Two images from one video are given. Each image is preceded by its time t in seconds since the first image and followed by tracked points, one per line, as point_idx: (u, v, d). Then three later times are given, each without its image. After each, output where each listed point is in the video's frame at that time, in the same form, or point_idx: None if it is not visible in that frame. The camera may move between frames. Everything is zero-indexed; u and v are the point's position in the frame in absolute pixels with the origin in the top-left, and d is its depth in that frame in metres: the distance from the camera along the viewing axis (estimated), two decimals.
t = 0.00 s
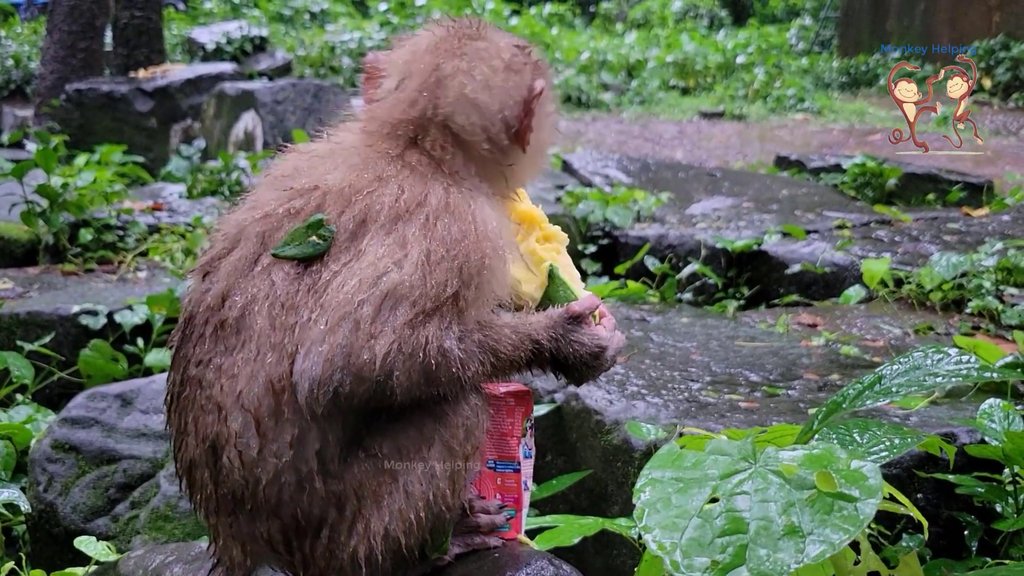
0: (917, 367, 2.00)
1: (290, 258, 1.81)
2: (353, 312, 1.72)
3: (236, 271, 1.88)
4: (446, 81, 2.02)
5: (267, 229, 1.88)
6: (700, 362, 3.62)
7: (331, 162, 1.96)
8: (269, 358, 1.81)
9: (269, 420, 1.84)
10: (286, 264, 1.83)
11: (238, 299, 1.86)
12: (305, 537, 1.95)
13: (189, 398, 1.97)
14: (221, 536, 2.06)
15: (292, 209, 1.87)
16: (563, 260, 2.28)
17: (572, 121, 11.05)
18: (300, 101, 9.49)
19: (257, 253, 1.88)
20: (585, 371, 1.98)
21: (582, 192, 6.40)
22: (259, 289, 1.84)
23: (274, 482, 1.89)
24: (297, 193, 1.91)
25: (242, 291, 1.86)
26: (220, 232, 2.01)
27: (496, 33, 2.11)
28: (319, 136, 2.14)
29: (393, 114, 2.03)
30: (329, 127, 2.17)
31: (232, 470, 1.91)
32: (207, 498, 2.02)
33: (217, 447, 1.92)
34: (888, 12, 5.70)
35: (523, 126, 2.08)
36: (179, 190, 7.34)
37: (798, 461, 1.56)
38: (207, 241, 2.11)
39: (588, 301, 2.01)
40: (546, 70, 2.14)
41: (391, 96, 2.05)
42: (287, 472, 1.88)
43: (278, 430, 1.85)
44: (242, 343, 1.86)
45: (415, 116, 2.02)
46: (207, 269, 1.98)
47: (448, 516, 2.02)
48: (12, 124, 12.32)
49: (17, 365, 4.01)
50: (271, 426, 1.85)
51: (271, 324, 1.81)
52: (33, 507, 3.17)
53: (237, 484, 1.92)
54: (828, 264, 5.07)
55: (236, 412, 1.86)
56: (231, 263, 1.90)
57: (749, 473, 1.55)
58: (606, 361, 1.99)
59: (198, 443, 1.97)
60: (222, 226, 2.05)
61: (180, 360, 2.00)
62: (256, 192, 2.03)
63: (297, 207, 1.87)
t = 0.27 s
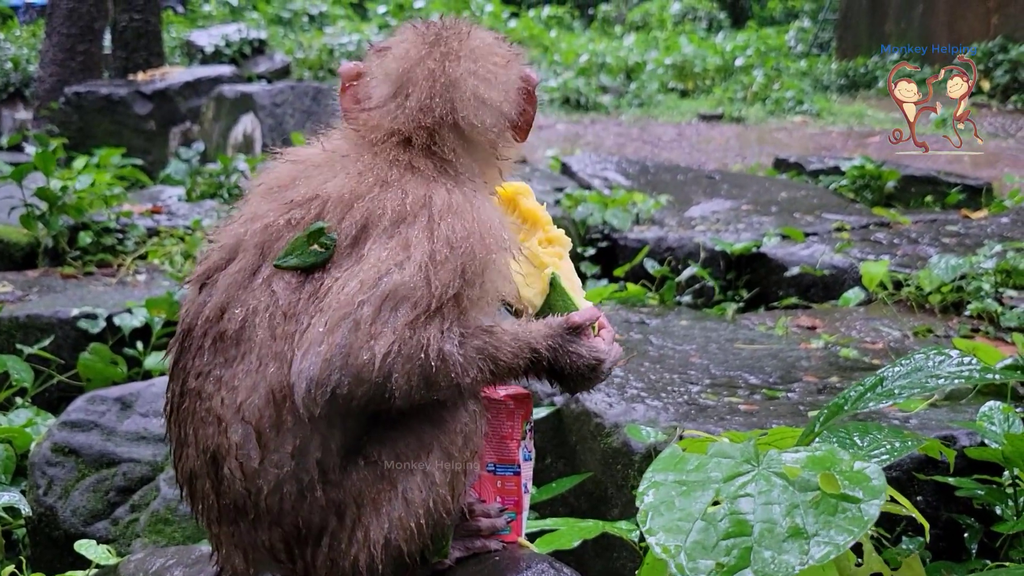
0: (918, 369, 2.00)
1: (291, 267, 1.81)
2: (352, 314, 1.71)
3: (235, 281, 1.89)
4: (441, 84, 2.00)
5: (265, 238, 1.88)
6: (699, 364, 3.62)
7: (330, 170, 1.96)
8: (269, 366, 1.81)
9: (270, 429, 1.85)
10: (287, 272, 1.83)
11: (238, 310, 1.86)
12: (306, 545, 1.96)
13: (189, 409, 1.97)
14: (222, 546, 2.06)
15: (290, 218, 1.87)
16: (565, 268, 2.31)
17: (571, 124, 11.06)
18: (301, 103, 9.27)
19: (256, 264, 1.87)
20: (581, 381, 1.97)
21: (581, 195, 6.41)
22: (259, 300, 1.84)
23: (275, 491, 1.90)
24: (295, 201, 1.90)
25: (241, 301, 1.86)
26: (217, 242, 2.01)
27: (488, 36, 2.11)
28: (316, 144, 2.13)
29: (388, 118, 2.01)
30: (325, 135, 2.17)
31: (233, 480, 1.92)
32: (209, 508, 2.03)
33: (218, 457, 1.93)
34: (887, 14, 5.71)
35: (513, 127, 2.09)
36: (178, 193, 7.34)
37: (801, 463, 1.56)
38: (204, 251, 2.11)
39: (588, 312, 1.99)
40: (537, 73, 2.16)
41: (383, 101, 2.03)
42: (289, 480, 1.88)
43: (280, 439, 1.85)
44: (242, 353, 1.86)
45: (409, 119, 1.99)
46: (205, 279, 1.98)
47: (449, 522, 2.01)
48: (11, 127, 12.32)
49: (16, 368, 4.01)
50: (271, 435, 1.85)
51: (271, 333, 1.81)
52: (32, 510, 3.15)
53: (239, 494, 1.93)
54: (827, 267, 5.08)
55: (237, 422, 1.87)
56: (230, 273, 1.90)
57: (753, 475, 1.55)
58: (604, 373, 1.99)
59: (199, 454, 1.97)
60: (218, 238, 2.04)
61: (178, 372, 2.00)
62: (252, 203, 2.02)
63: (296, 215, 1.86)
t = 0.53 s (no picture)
0: (914, 372, 2.00)
1: (289, 272, 1.82)
2: (348, 315, 1.71)
3: (234, 285, 1.89)
4: (438, 89, 2.00)
5: (263, 242, 1.88)
6: (698, 366, 3.63)
7: (328, 174, 1.96)
8: (267, 370, 1.82)
9: (270, 433, 1.85)
10: (286, 277, 1.83)
11: (236, 315, 1.86)
12: (305, 547, 1.96)
13: (188, 413, 1.97)
14: (222, 549, 2.06)
15: (288, 222, 1.87)
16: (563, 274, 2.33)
17: (569, 126, 11.07)
18: (299, 105, 9.43)
19: (255, 269, 1.88)
20: (576, 386, 1.98)
21: (579, 197, 6.41)
22: (257, 304, 1.84)
23: (275, 493, 1.90)
24: (293, 206, 1.91)
25: (239, 306, 1.87)
26: (215, 247, 2.02)
27: (484, 41, 2.12)
28: (314, 148, 2.14)
29: (384, 123, 2.01)
30: (322, 140, 2.18)
31: (233, 483, 1.92)
32: (208, 511, 2.03)
33: (218, 461, 1.93)
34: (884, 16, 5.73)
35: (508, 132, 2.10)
36: (177, 195, 7.34)
37: (797, 466, 1.56)
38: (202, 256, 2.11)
39: (584, 318, 2.01)
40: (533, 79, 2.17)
41: (379, 105, 2.03)
42: (288, 483, 1.89)
43: (279, 442, 1.86)
44: (241, 357, 1.86)
45: (405, 123, 1.99)
46: (204, 284, 1.98)
47: (447, 525, 2.02)
48: (9, 129, 12.32)
49: (15, 371, 4.01)
50: (270, 438, 1.86)
51: (269, 337, 1.82)
52: (32, 513, 3.15)
53: (239, 496, 1.93)
54: (825, 269, 5.09)
55: (237, 426, 1.87)
56: (228, 277, 1.91)
57: (748, 478, 1.56)
58: (599, 380, 1.99)
59: (199, 457, 1.97)
60: (217, 242, 2.04)
61: (179, 376, 2.00)
62: (251, 208, 2.02)
63: (294, 220, 1.87)
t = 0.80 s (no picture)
0: (915, 372, 2.01)
1: (287, 272, 1.82)
2: (346, 313, 1.71)
3: (231, 285, 1.89)
4: (434, 89, 2.01)
5: (261, 242, 1.88)
6: (697, 367, 3.63)
7: (326, 173, 1.96)
8: (266, 369, 1.82)
9: (269, 432, 1.86)
10: (284, 276, 1.83)
11: (235, 315, 1.86)
12: (305, 546, 1.96)
13: (187, 413, 1.98)
14: (221, 548, 2.06)
15: (286, 222, 1.87)
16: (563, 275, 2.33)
17: (569, 126, 11.07)
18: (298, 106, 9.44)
19: (252, 268, 1.88)
20: (573, 387, 1.98)
21: (579, 198, 6.42)
22: (256, 304, 1.84)
23: (274, 492, 1.90)
24: (291, 205, 1.91)
25: (237, 305, 1.86)
26: (213, 247, 2.02)
27: (480, 41, 2.13)
28: (312, 149, 2.14)
29: (380, 122, 2.01)
30: (320, 141, 2.18)
31: (233, 482, 1.93)
32: (208, 511, 2.03)
33: (218, 460, 1.93)
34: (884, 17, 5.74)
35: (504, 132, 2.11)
36: (176, 195, 7.34)
37: (798, 466, 1.57)
38: (200, 257, 2.11)
39: (582, 320, 2.02)
40: (529, 79, 2.18)
41: (376, 105, 2.03)
42: (287, 481, 1.89)
43: (278, 441, 1.86)
44: (240, 357, 1.86)
45: (402, 123, 1.99)
46: (202, 284, 1.98)
47: (445, 524, 2.02)
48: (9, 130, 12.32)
49: (15, 371, 4.00)
50: (269, 437, 1.86)
51: (268, 336, 1.82)
52: (31, 514, 3.15)
53: (239, 496, 1.94)
54: (825, 269, 5.09)
55: (236, 425, 1.88)
56: (226, 277, 1.91)
57: (750, 478, 1.56)
58: (596, 381, 2.00)
59: (198, 457, 1.98)
60: (215, 241, 2.04)
61: (177, 376, 2.01)
62: (248, 208, 2.02)
63: (291, 219, 1.87)
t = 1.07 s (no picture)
0: (908, 373, 2.01)
1: (278, 273, 1.81)
2: (337, 313, 1.71)
3: (222, 285, 1.89)
4: (424, 88, 2.00)
5: (252, 243, 1.88)
6: (694, 368, 3.63)
7: (317, 173, 1.96)
8: (257, 370, 1.82)
9: (261, 432, 1.85)
10: (274, 277, 1.83)
11: (226, 316, 1.86)
12: (298, 548, 1.96)
13: (179, 414, 1.97)
14: (214, 550, 2.06)
15: (277, 223, 1.87)
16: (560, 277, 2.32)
17: (567, 127, 11.07)
18: (296, 107, 9.36)
19: (243, 269, 1.87)
20: (568, 390, 1.98)
21: (576, 199, 6.41)
22: (247, 305, 1.84)
23: (267, 493, 1.90)
24: (282, 206, 1.90)
25: (228, 305, 1.86)
26: (205, 247, 2.02)
27: (471, 39, 2.12)
28: (304, 149, 2.14)
29: (370, 122, 2.00)
30: (312, 141, 2.18)
31: (225, 483, 1.93)
32: (201, 512, 2.03)
33: (210, 461, 1.93)
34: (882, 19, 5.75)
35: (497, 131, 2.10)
36: (174, 197, 7.34)
37: (792, 468, 1.56)
38: (192, 257, 2.11)
39: (578, 323, 2.01)
40: (522, 77, 2.17)
41: (367, 104, 2.02)
42: (280, 482, 1.89)
43: (270, 442, 1.86)
44: (231, 358, 1.86)
45: (392, 123, 1.99)
46: (193, 284, 1.98)
47: (439, 524, 2.02)
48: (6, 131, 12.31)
49: (11, 373, 4.00)
50: (262, 438, 1.86)
51: (259, 337, 1.82)
52: (27, 516, 3.16)
53: (231, 497, 1.93)
54: (822, 270, 5.09)
55: (228, 427, 1.87)
56: (217, 278, 1.90)
57: (743, 480, 1.56)
58: (590, 384, 2.00)
59: (190, 458, 1.97)
60: (207, 242, 2.04)
61: (169, 377, 2.00)
62: (240, 208, 2.01)
63: (283, 220, 1.87)
